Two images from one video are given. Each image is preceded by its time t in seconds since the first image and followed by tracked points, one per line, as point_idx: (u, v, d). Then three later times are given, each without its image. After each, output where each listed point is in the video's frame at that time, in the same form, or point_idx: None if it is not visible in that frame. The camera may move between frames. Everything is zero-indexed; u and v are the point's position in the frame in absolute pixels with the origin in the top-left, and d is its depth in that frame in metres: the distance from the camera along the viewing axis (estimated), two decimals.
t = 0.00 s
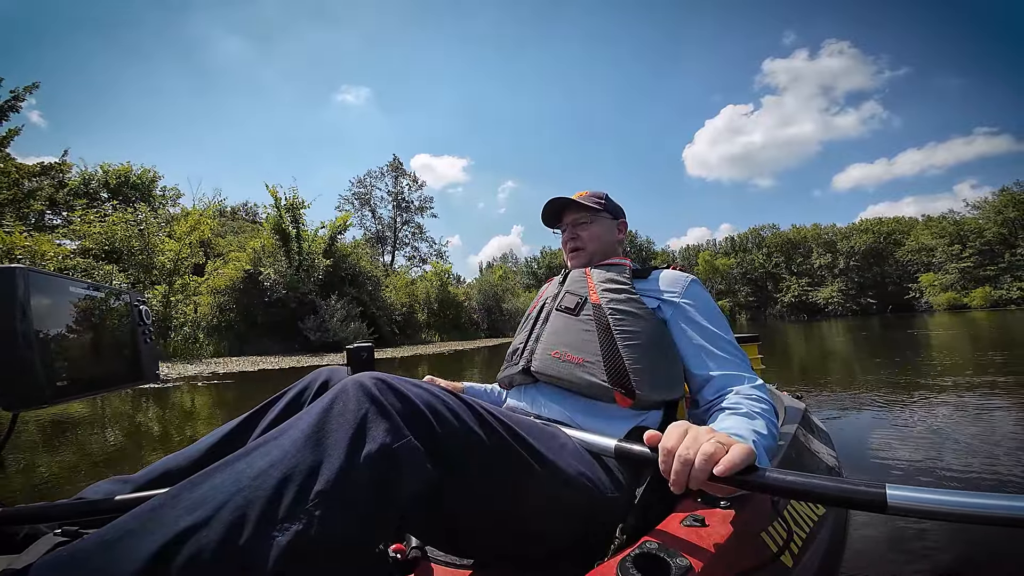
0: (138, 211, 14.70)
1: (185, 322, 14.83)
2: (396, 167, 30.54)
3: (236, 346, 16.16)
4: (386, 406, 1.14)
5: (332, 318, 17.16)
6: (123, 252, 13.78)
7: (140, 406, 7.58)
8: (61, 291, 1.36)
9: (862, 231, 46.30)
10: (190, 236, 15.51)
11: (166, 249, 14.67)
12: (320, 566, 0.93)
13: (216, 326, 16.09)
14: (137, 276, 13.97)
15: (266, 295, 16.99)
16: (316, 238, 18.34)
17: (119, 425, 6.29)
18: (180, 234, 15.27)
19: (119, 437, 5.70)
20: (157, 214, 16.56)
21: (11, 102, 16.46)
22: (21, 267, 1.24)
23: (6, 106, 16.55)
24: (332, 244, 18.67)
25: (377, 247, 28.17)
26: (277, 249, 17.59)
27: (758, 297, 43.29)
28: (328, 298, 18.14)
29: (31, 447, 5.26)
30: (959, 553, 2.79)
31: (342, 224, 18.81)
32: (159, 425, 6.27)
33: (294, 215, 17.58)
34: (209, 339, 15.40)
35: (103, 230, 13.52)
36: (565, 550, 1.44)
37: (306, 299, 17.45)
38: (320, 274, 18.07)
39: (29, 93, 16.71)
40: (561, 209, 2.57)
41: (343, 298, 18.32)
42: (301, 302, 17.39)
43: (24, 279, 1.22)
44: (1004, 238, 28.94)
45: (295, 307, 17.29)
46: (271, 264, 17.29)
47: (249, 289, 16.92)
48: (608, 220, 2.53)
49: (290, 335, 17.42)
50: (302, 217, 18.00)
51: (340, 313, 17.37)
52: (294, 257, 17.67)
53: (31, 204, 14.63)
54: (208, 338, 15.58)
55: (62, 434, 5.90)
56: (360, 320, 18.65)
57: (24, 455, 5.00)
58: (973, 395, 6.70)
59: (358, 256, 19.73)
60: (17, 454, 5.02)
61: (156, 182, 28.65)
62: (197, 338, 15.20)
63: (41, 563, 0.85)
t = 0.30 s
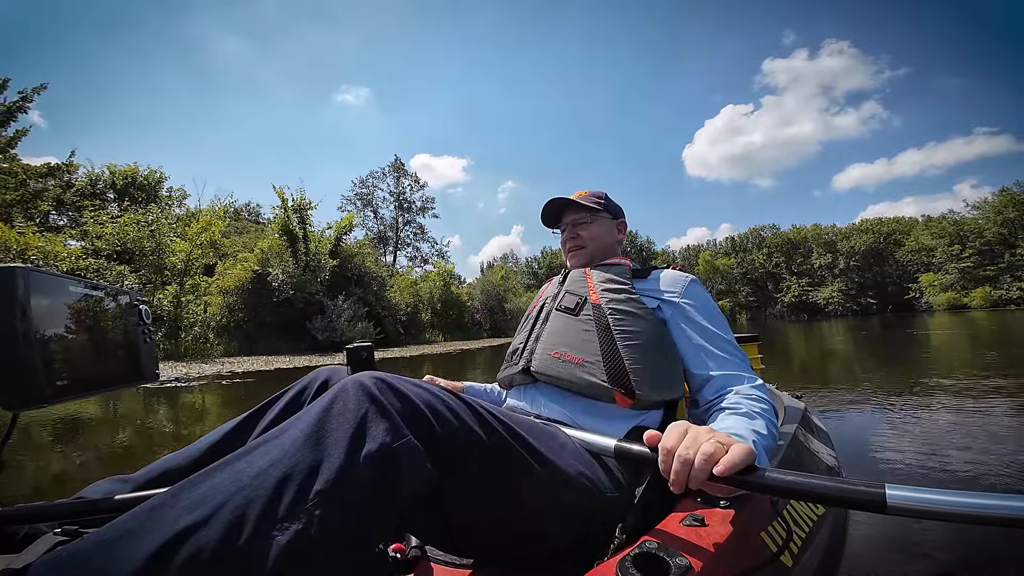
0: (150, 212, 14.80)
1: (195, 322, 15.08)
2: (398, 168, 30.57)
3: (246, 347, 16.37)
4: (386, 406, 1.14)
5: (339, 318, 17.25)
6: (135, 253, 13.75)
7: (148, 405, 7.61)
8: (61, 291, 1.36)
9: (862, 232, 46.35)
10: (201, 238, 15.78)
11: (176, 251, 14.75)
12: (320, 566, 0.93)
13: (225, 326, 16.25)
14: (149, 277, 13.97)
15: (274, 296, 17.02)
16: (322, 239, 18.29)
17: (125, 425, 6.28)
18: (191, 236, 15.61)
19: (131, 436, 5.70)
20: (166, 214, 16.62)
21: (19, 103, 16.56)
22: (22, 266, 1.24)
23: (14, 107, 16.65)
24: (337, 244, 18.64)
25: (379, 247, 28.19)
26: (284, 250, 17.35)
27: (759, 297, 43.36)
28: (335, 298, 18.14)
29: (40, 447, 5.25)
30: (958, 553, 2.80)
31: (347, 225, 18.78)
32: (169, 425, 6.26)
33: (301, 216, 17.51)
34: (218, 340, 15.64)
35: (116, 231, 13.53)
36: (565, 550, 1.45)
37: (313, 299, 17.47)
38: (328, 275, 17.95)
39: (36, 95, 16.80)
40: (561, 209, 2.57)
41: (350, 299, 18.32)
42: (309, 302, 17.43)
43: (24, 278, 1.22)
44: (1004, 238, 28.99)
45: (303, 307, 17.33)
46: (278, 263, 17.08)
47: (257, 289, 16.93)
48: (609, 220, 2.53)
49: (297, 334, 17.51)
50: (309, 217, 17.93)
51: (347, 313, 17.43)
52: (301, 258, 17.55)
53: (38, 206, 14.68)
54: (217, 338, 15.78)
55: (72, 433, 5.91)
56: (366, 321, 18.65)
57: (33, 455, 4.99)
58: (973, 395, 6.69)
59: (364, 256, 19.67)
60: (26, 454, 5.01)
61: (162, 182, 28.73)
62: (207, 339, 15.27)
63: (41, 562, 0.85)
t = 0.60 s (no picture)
0: (163, 211, 14.99)
1: (207, 322, 14.81)
2: (400, 168, 30.62)
3: (256, 347, 16.16)
4: (386, 406, 1.14)
5: (347, 318, 17.30)
6: (146, 254, 14.15)
7: (154, 404, 7.62)
8: (62, 290, 1.36)
9: (862, 232, 46.42)
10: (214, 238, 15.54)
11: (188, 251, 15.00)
12: (321, 566, 0.93)
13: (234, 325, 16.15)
14: (160, 277, 14.28)
15: (282, 296, 16.97)
16: (328, 240, 18.34)
17: (131, 425, 6.26)
18: (205, 234, 15.46)
19: (141, 436, 5.67)
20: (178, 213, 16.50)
21: (27, 104, 16.68)
22: (22, 266, 1.24)
23: (22, 109, 16.78)
24: (343, 245, 18.68)
25: (381, 247, 28.21)
26: (291, 250, 17.59)
27: (761, 297, 43.37)
28: (342, 298, 18.19)
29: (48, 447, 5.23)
30: (958, 553, 2.80)
31: (353, 226, 18.88)
32: (181, 425, 6.24)
33: (308, 218, 17.61)
34: (228, 340, 15.29)
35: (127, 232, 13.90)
36: (564, 550, 1.45)
37: (320, 299, 17.53)
38: (334, 275, 18.13)
39: (43, 96, 16.92)
40: (560, 209, 2.57)
41: (356, 299, 18.37)
42: (316, 302, 17.47)
43: (24, 279, 1.22)
44: (1004, 239, 29.07)
45: (310, 307, 17.35)
46: (286, 265, 17.29)
47: (266, 289, 16.85)
48: (608, 221, 2.53)
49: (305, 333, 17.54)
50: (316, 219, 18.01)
51: (355, 313, 17.48)
52: (308, 259, 17.67)
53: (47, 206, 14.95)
54: (227, 338, 15.44)
55: (81, 433, 5.89)
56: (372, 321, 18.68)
57: (41, 455, 4.98)
58: (973, 395, 6.70)
59: (369, 256, 19.72)
60: (35, 453, 5.01)
61: (167, 183, 28.77)
62: (216, 338, 15.06)
63: (41, 562, 0.85)
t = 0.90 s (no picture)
0: (175, 211, 15.07)
1: (215, 321, 14.75)
2: (402, 169, 30.66)
3: (264, 346, 16.27)
4: (387, 406, 1.14)
5: (354, 318, 17.20)
6: (158, 253, 14.28)
7: (161, 404, 7.60)
8: (64, 290, 1.36)
9: (863, 232, 46.49)
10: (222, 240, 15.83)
11: (198, 253, 15.16)
12: (320, 566, 0.93)
13: (243, 326, 16.11)
14: (171, 278, 14.34)
15: (290, 296, 16.89)
16: (335, 241, 18.47)
17: (139, 425, 6.25)
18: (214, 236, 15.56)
19: (154, 436, 5.65)
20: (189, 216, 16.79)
21: (35, 105, 16.72)
22: (22, 267, 1.24)
23: (30, 109, 16.82)
24: (349, 245, 18.73)
25: (383, 248, 28.24)
26: (298, 251, 17.51)
27: (761, 298, 43.42)
28: (349, 299, 18.23)
29: (57, 447, 5.22)
30: (958, 553, 2.80)
31: (359, 227, 19.07)
32: (193, 424, 6.22)
33: (315, 219, 17.69)
34: (237, 340, 15.22)
35: (139, 234, 14.05)
36: (565, 551, 1.44)
37: (327, 299, 17.49)
38: (340, 276, 18.14)
39: (52, 97, 16.97)
40: (560, 209, 2.58)
41: (363, 299, 18.44)
42: (323, 303, 17.46)
43: (25, 280, 1.22)
44: (1004, 239, 29.13)
45: (318, 307, 17.26)
46: (293, 266, 17.15)
47: (274, 289, 16.78)
48: (608, 221, 2.53)
49: (312, 332, 17.41)
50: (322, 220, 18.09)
51: (362, 313, 17.48)
52: (314, 260, 17.69)
53: (53, 206, 15.02)
54: (237, 338, 15.57)
55: (89, 433, 5.86)
56: (378, 321, 18.71)
57: (50, 455, 4.96)
58: (974, 395, 6.71)
59: (375, 257, 19.77)
60: (48, 453, 5.02)
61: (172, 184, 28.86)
62: (228, 338, 15.10)
63: (40, 564, 0.85)
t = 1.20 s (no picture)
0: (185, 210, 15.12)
1: (225, 321, 14.75)
2: (403, 170, 30.67)
3: (272, 346, 16.30)
4: (386, 406, 1.14)
5: (361, 318, 17.29)
6: (169, 254, 14.15)
7: (169, 404, 7.59)
8: (64, 290, 1.36)
9: (863, 233, 46.54)
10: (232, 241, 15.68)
11: (208, 254, 14.92)
12: (321, 566, 0.93)
13: (252, 325, 16.06)
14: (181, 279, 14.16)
15: (298, 297, 16.87)
16: (340, 241, 18.37)
17: (149, 425, 6.23)
18: (223, 238, 15.60)
19: (165, 435, 5.67)
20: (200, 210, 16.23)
21: (42, 106, 16.72)
22: (22, 267, 1.24)
23: (37, 110, 16.82)
24: (355, 246, 18.76)
25: (385, 248, 28.26)
26: (304, 253, 17.47)
27: (762, 298, 43.42)
28: (355, 300, 18.31)
29: (67, 449, 5.18)
30: (957, 553, 2.80)
31: (364, 228, 19.07)
32: (203, 424, 6.24)
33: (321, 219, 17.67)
34: (247, 339, 15.31)
35: (150, 234, 13.94)
36: (564, 551, 1.45)
37: (334, 299, 17.46)
38: (346, 276, 18.18)
39: (59, 98, 16.98)
40: (561, 208, 2.58)
41: (369, 300, 18.52)
42: (329, 303, 17.43)
43: (24, 280, 1.22)
44: (1003, 239, 29.15)
45: (324, 307, 17.23)
46: (301, 267, 17.15)
47: (281, 289, 16.77)
48: (608, 221, 2.53)
49: (319, 332, 17.47)
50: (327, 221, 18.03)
51: (368, 313, 17.57)
52: (321, 260, 17.63)
53: (60, 207, 15.03)
54: (246, 338, 15.48)
55: (101, 433, 5.84)
56: (383, 321, 18.76)
57: (61, 457, 4.93)
58: (973, 395, 6.72)
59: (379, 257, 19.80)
60: (61, 452, 5.06)
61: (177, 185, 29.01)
62: (237, 339, 15.14)
63: (40, 564, 0.85)
